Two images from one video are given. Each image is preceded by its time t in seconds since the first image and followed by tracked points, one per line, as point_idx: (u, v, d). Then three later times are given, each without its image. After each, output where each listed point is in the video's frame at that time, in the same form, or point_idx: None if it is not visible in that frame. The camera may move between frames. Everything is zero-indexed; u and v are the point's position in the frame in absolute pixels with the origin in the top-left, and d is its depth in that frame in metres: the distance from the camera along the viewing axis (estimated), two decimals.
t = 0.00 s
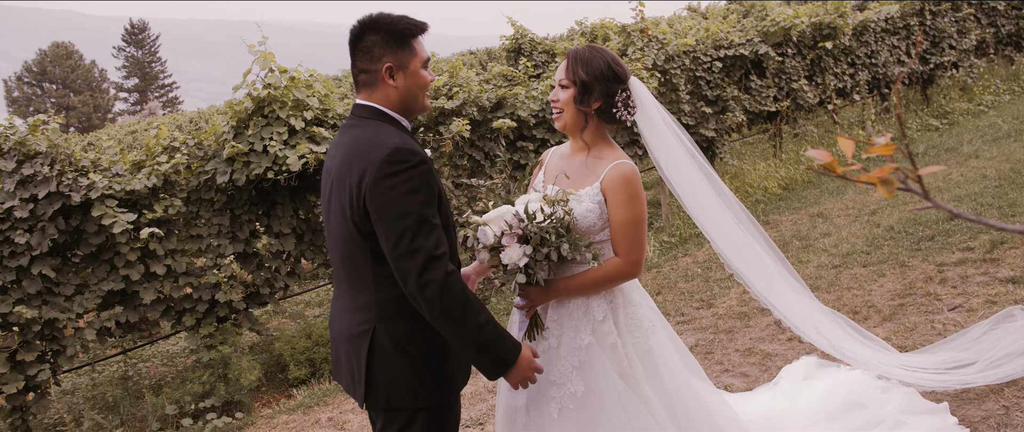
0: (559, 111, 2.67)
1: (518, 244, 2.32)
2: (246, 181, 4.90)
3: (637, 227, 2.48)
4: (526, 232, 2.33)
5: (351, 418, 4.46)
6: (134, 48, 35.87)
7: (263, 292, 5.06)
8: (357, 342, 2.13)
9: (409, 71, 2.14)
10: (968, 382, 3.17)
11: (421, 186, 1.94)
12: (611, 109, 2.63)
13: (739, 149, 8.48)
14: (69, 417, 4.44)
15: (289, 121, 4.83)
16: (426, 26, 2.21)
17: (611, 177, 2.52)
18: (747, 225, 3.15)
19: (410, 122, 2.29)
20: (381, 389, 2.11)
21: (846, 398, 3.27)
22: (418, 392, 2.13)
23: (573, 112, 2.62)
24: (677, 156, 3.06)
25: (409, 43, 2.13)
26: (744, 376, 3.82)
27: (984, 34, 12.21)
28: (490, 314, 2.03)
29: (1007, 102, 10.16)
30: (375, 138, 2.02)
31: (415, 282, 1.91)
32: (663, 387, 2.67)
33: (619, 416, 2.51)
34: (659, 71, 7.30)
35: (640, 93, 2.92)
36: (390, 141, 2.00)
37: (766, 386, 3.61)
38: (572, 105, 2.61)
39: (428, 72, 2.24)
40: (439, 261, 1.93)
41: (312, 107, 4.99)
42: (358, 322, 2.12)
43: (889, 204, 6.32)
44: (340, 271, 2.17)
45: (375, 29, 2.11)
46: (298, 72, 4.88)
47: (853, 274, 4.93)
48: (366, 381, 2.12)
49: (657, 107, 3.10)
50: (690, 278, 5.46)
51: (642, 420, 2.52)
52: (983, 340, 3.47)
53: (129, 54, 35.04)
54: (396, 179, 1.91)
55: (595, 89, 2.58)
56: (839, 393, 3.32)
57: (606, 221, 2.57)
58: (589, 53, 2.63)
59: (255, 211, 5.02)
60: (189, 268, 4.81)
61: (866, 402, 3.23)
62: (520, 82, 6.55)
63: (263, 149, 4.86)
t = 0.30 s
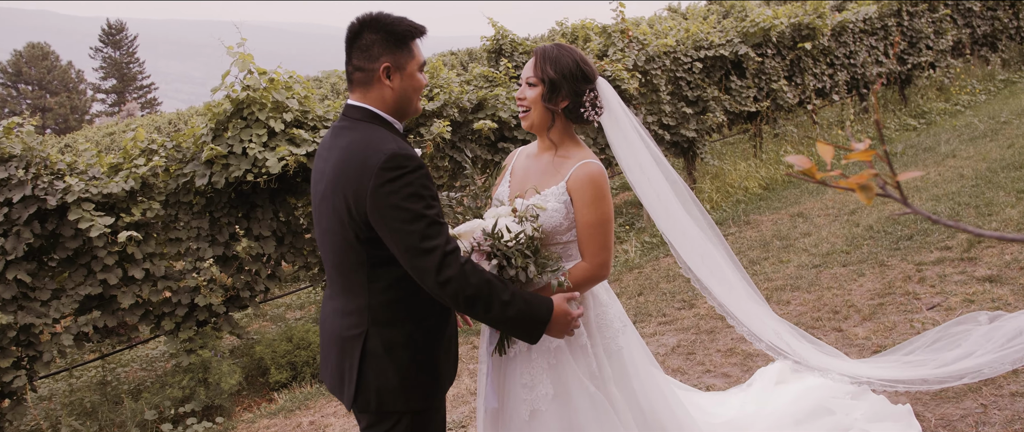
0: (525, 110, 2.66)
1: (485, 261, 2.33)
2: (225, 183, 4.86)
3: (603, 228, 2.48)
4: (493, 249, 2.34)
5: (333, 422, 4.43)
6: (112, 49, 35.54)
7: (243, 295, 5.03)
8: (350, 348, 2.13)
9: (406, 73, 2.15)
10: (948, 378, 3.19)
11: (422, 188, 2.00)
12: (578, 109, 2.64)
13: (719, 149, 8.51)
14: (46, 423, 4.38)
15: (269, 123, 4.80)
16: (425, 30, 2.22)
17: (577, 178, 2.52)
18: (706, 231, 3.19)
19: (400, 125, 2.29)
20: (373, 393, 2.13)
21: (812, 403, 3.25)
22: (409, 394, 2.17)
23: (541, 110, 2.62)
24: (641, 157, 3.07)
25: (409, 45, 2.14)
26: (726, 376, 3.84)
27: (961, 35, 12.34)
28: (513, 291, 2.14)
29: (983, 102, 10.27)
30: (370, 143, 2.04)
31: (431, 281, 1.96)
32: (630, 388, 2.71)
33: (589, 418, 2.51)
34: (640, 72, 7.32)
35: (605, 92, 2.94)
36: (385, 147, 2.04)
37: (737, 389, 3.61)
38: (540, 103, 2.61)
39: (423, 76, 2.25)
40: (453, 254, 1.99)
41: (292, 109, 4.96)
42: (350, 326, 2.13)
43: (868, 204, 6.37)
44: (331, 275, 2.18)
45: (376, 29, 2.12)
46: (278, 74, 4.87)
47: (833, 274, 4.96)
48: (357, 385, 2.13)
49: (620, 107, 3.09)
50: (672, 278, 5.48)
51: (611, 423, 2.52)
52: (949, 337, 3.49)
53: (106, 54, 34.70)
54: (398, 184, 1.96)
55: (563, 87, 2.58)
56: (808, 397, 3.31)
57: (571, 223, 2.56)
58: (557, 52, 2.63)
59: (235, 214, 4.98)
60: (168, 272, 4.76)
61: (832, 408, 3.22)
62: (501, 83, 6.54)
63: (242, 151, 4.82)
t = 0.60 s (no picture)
0: (513, 117, 2.67)
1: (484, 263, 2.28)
2: (213, 184, 4.83)
3: (601, 228, 2.48)
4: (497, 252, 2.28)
5: (322, 423, 4.41)
6: (100, 50, 35.39)
7: (231, 297, 5.01)
8: (343, 342, 2.14)
9: (374, 70, 2.18)
10: (939, 374, 3.18)
11: (396, 178, 2.02)
12: (565, 107, 2.61)
13: (708, 149, 8.53)
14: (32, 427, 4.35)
15: (256, 124, 4.78)
16: (393, 26, 2.26)
17: (571, 180, 2.50)
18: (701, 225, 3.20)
19: (382, 124, 2.32)
20: (368, 388, 2.12)
21: (799, 404, 3.24)
22: (407, 388, 2.15)
23: (527, 117, 2.62)
24: (631, 149, 3.07)
25: (374, 41, 2.17)
26: (715, 376, 3.84)
27: (948, 34, 12.40)
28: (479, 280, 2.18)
29: (971, 101, 10.32)
30: (346, 136, 2.07)
31: (406, 271, 1.99)
32: (622, 392, 2.70)
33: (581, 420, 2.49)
34: (629, 72, 7.32)
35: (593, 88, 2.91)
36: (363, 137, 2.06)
37: (725, 390, 3.60)
38: (525, 111, 2.61)
39: (397, 72, 2.28)
40: (427, 244, 2.02)
41: (279, 110, 4.94)
42: (343, 321, 2.14)
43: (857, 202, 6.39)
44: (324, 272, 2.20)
45: (339, 29, 2.17)
46: (265, 75, 4.85)
47: (822, 273, 4.97)
48: (352, 380, 2.12)
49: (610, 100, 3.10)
50: (662, 278, 5.48)
51: (603, 424, 2.50)
52: (937, 335, 3.50)
53: (95, 56, 34.56)
54: (373, 174, 1.99)
55: (546, 92, 2.56)
56: (794, 398, 3.29)
57: (566, 224, 2.53)
58: (534, 54, 2.61)
59: (223, 215, 4.95)
60: (155, 273, 4.73)
61: (820, 408, 3.21)
62: (489, 84, 6.53)
63: (229, 152, 4.80)
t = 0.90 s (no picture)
0: (531, 121, 2.65)
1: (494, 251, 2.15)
2: (214, 184, 4.81)
3: (613, 224, 2.43)
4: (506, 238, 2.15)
5: (324, 424, 4.40)
6: (103, 51, 35.42)
7: (233, 297, 4.99)
8: (335, 335, 2.17)
9: (373, 66, 2.18)
10: (941, 377, 3.17)
11: (381, 176, 2.01)
12: (583, 102, 2.63)
13: (711, 148, 8.49)
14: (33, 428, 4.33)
15: (257, 124, 4.76)
16: (394, 24, 2.25)
17: (586, 177, 2.48)
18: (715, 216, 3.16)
19: (384, 122, 2.32)
20: (354, 384, 2.14)
21: (803, 404, 3.21)
22: (394, 388, 2.13)
23: (546, 119, 2.62)
24: (641, 137, 3.07)
25: (374, 38, 2.17)
26: (718, 376, 3.81)
27: (952, 32, 12.35)
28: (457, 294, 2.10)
29: (975, 99, 10.29)
30: (340, 132, 2.09)
31: (375, 271, 1.98)
32: (623, 394, 2.69)
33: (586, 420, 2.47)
34: (631, 71, 7.30)
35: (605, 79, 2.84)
36: (356, 133, 2.08)
37: (727, 390, 3.58)
38: (544, 114, 2.60)
39: (399, 70, 2.28)
40: (404, 246, 1.99)
41: (280, 110, 4.92)
42: (337, 315, 2.18)
43: (861, 201, 6.36)
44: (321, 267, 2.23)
45: (341, 26, 2.18)
46: (265, 75, 4.83)
47: (825, 272, 4.94)
48: (341, 375, 2.15)
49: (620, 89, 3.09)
50: (664, 277, 5.45)
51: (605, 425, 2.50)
52: (944, 336, 3.48)
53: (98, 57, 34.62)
54: (356, 170, 1.98)
55: (562, 91, 2.56)
56: (798, 399, 3.26)
57: (575, 222, 2.54)
58: (541, 53, 2.58)
59: (224, 215, 4.93)
60: (156, 274, 4.72)
61: (823, 409, 3.19)
62: (491, 83, 6.50)
63: (230, 152, 4.78)
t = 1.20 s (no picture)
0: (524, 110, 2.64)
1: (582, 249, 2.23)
2: (221, 183, 4.80)
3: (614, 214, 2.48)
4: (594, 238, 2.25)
5: (331, 423, 4.38)
6: (116, 51, 35.62)
7: (240, 296, 4.99)
8: (339, 335, 2.15)
9: (376, 63, 2.15)
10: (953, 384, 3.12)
11: (386, 173, 1.98)
12: (578, 103, 2.64)
13: (722, 147, 8.44)
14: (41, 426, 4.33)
15: (264, 123, 4.75)
16: (401, 21, 2.22)
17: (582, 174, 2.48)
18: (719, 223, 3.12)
19: (387, 118, 2.29)
20: (360, 386, 2.11)
21: (811, 409, 3.15)
22: (399, 388, 2.10)
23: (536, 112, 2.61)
24: (648, 144, 3.02)
25: (378, 35, 2.14)
26: (728, 377, 3.77)
27: (967, 29, 12.22)
28: (470, 291, 2.05)
29: (990, 97, 10.18)
30: (343, 129, 2.07)
31: (384, 268, 1.95)
32: (626, 396, 2.65)
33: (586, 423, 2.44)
34: (641, 69, 7.25)
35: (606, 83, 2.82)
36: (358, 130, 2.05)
37: (733, 392, 3.53)
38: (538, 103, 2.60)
39: (403, 67, 2.25)
40: (411, 243, 1.96)
41: (287, 108, 4.90)
42: (341, 315, 2.16)
43: (873, 200, 6.29)
44: (325, 267, 2.21)
45: (346, 21, 2.15)
46: (273, 73, 4.81)
47: (837, 271, 4.89)
48: (346, 376, 2.12)
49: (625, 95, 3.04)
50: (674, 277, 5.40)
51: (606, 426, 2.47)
52: (958, 337, 3.43)
53: (112, 57, 34.87)
54: (360, 168, 1.96)
55: (559, 85, 2.57)
56: (806, 402, 3.22)
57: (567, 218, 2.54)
58: (550, 45, 2.59)
59: (232, 214, 4.91)
60: (164, 273, 4.71)
61: (831, 412, 3.13)
62: (500, 81, 6.47)
63: (238, 151, 4.77)
